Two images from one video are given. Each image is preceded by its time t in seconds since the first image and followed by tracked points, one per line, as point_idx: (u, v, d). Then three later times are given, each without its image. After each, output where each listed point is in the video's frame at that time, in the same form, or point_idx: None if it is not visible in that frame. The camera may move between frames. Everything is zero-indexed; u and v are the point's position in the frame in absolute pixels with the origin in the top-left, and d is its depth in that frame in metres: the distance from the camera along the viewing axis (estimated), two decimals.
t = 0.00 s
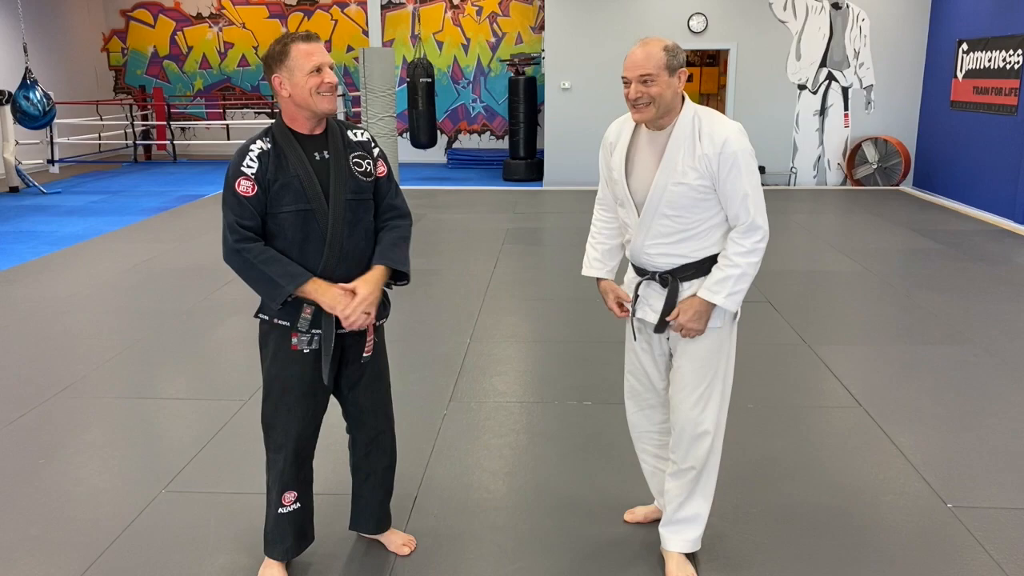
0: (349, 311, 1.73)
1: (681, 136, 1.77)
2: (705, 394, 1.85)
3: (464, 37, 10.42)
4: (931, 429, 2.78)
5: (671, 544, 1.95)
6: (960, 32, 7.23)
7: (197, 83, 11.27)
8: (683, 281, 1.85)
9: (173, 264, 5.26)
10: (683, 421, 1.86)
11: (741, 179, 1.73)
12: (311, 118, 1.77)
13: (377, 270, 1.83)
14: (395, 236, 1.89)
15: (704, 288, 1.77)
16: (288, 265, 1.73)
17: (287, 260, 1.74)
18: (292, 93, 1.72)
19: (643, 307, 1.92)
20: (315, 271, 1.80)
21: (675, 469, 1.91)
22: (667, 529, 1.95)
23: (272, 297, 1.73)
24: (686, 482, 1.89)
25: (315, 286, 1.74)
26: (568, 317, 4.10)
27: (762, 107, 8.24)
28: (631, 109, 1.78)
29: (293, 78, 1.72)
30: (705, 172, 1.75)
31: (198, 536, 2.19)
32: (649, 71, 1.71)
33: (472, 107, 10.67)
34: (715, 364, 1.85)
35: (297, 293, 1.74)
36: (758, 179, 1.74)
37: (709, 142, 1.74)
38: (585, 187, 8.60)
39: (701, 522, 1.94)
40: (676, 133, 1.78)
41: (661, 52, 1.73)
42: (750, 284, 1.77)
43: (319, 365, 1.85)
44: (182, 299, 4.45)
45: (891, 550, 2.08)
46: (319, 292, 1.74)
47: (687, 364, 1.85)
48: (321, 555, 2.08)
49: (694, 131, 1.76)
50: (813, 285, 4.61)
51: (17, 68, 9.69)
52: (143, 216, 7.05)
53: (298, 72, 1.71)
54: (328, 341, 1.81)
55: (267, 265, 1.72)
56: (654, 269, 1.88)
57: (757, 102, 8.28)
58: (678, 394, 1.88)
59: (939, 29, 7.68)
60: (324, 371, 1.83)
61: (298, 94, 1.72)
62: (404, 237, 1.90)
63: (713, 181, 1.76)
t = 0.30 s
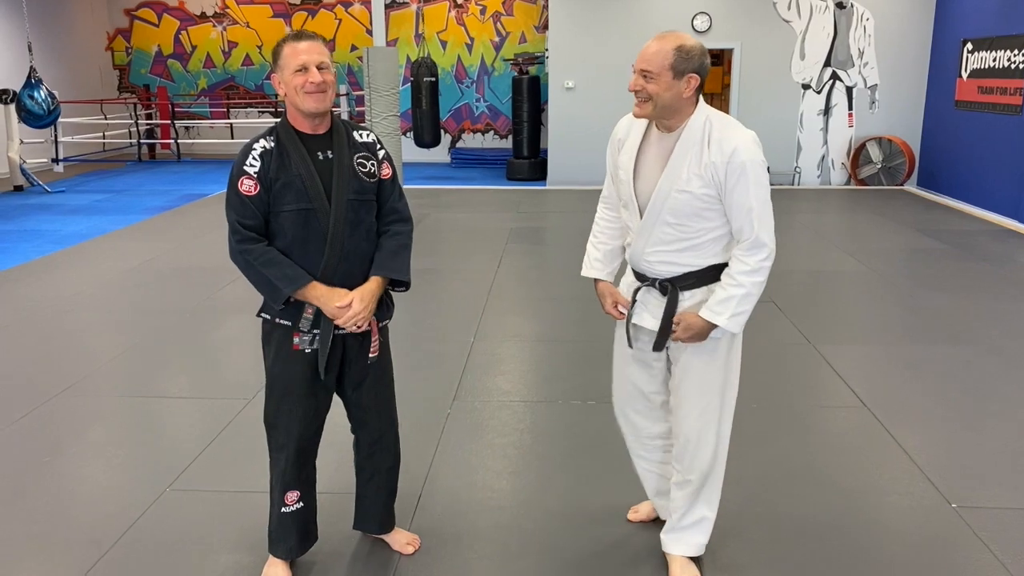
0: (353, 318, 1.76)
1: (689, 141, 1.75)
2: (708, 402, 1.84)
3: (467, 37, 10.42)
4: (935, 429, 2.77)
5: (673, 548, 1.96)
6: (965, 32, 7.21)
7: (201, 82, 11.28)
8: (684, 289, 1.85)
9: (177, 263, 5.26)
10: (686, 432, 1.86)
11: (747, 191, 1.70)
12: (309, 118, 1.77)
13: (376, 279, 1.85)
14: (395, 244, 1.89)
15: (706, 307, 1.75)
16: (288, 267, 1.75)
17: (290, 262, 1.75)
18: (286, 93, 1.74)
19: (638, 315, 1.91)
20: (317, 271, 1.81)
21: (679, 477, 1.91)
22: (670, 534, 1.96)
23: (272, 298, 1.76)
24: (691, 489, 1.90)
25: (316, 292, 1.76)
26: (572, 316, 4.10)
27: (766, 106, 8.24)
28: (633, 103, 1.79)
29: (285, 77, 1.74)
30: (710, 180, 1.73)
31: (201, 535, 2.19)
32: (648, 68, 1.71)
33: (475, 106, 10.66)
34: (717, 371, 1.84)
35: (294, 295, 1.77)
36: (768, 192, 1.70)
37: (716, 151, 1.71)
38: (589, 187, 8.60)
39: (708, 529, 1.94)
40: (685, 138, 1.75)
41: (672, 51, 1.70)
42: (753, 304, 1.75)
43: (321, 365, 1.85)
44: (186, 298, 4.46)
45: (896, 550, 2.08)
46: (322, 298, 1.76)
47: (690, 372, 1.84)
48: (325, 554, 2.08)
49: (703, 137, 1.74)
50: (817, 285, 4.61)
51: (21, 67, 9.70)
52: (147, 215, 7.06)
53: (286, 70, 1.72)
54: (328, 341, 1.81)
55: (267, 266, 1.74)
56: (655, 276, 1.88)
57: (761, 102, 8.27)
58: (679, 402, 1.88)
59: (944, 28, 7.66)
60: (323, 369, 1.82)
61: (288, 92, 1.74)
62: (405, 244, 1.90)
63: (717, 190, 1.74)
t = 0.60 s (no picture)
0: (352, 321, 1.77)
1: (688, 138, 1.75)
2: (699, 406, 1.83)
3: (472, 36, 10.43)
4: (941, 429, 2.77)
5: (674, 551, 1.96)
6: (971, 31, 7.18)
7: (206, 81, 11.30)
8: (668, 290, 1.85)
9: (182, 262, 5.28)
10: (684, 436, 1.86)
11: (737, 194, 1.69)
12: (314, 116, 1.77)
13: (377, 281, 1.85)
14: (398, 245, 1.89)
15: (669, 303, 1.76)
16: (288, 266, 1.75)
17: (290, 261, 1.76)
18: (291, 92, 1.76)
19: (619, 312, 1.91)
20: (319, 270, 1.81)
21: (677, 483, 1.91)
22: (670, 539, 1.96)
23: (272, 296, 1.77)
24: (689, 495, 1.89)
25: (317, 294, 1.76)
26: (577, 315, 4.10)
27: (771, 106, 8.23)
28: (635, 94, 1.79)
29: (289, 76, 1.75)
30: (703, 180, 1.73)
31: (206, 532, 2.20)
32: (649, 58, 1.71)
33: (480, 105, 10.67)
34: (700, 374, 1.83)
35: (293, 294, 1.77)
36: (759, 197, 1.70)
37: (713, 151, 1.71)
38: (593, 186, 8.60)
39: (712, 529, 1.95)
40: (683, 136, 1.75)
41: (678, 46, 1.70)
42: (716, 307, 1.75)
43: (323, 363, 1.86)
44: (191, 296, 4.47)
45: (901, 550, 2.08)
46: (322, 300, 1.76)
47: (678, 375, 1.84)
48: (330, 551, 2.09)
49: (701, 136, 1.73)
50: (822, 285, 4.60)
51: (27, 66, 9.72)
52: (151, 213, 7.07)
53: (290, 69, 1.74)
54: (327, 340, 1.82)
55: (268, 265, 1.75)
56: (642, 275, 1.88)
57: (766, 101, 8.27)
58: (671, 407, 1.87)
59: (950, 27, 7.64)
60: (320, 367, 1.82)
61: (292, 91, 1.75)
62: (408, 246, 1.89)
63: (710, 191, 1.73)
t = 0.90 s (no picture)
0: (359, 321, 1.78)
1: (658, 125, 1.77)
2: (685, 404, 1.83)
3: (478, 35, 10.43)
4: (948, 429, 2.76)
5: (682, 554, 1.96)
6: (978, 31, 7.16)
7: (212, 80, 11.33)
8: (644, 291, 1.84)
9: (188, 261, 5.29)
10: (670, 437, 1.85)
11: (711, 177, 1.72)
12: (322, 116, 1.78)
13: (383, 281, 1.85)
14: (404, 245, 1.89)
15: (648, 301, 1.77)
16: (294, 265, 1.76)
17: (296, 260, 1.77)
18: (299, 91, 1.76)
19: (595, 322, 1.88)
20: (325, 269, 1.82)
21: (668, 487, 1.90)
22: (674, 544, 1.96)
23: (278, 296, 1.77)
24: (683, 495, 1.89)
25: (324, 294, 1.77)
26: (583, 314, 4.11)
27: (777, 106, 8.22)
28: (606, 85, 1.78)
29: (298, 75, 1.75)
30: (677, 166, 1.74)
31: (214, 530, 2.20)
32: (628, 49, 1.70)
33: (486, 104, 10.67)
34: (680, 372, 1.83)
35: (299, 294, 1.77)
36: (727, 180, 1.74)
37: (684, 136, 1.73)
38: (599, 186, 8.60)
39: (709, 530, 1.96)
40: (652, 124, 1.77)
41: (652, 35, 1.71)
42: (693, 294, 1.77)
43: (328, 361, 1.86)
44: (198, 295, 4.48)
45: (907, 550, 2.08)
46: (329, 300, 1.77)
47: (662, 377, 1.83)
48: (336, 550, 2.10)
49: (669, 124, 1.76)
50: (828, 285, 4.59)
51: (34, 65, 9.75)
52: (158, 212, 7.09)
53: (299, 68, 1.74)
54: (334, 339, 1.82)
55: (274, 264, 1.76)
56: (618, 275, 1.85)
57: (772, 101, 8.26)
58: (655, 411, 1.86)
59: (957, 27, 7.61)
60: (327, 366, 1.83)
61: (300, 90, 1.75)
62: (414, 246, 1.90)
63: (683, 177, 1.75)
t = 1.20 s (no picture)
0: (367, 319, 1.78)
1: (620, 116, 1.79)
2: (683, 384, 1.86)
3: (484, 35, 10.43)
4: (955, 430, 2.75)
5: (686, 548, 1.94)
6: (986, 31, 7.13)
7: (219, 80, 11.35)
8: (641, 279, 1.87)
9: (195, 260, 5.30)
10: (671, 420, 1.86)
11: (683, 156, 1.78)
12: (330, 115, 1.78)
13: (390, 280, 1.85)
14: (412, 244, 1.89)
15: (650, 286, 1.81)
16: (303, 264, 1.76)
17: (304, 260, 1.77)
18: (306, 90, 1.76)
19: (598, 318, 1.88)
20: (332, 268, 1.82)
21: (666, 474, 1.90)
22: (675, 535, 1.93)
23: (286, 294, 1.77)
24: (681, 479, 1.90)
25: (333, 293, 1.77)
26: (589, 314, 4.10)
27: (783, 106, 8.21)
28: (566, 89, 1.77)
29: (305, 73, 1.76)
30: (650, 154, 1.78)
31: (222, 529, 2.21)
32: (589, 50, 1.71)
33: (492, 104, 10.67)
34: (676, 355, 1.86)
35: (307, 293, 1.78)
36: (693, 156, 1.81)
37: (649, 123, 1.77)
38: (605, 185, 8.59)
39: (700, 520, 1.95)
40: (616, 116, 1.79)
41: (601, 34, 1.72)
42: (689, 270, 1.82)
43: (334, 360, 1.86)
44: (205, 294, 4.50)
45: (916, 551, 2.07)
46: (337, 299, 1.77)
47: (663, 360, 1.85)
48: (343, 549, 2.10)
49: (630, 114, 1.79)
50: (835, 285, 4.58)
51: (41, 64, 9.78)
52: (164, 212, 7.10)
53: (306, 67, 1.74)
54: (342, 338, 1.83)
55: (282, 263, 1.76)
56: (612, 270, 1.87)
57: (778, 101, 8.25)
58: (652, 396, 1.87)
59: (965, 26, 7.58)
60: (335, 365, 1.83)
61: (307, 89, 1.76)
62: (421, 245, 1.90)
63: (656, 164, 1.79)
